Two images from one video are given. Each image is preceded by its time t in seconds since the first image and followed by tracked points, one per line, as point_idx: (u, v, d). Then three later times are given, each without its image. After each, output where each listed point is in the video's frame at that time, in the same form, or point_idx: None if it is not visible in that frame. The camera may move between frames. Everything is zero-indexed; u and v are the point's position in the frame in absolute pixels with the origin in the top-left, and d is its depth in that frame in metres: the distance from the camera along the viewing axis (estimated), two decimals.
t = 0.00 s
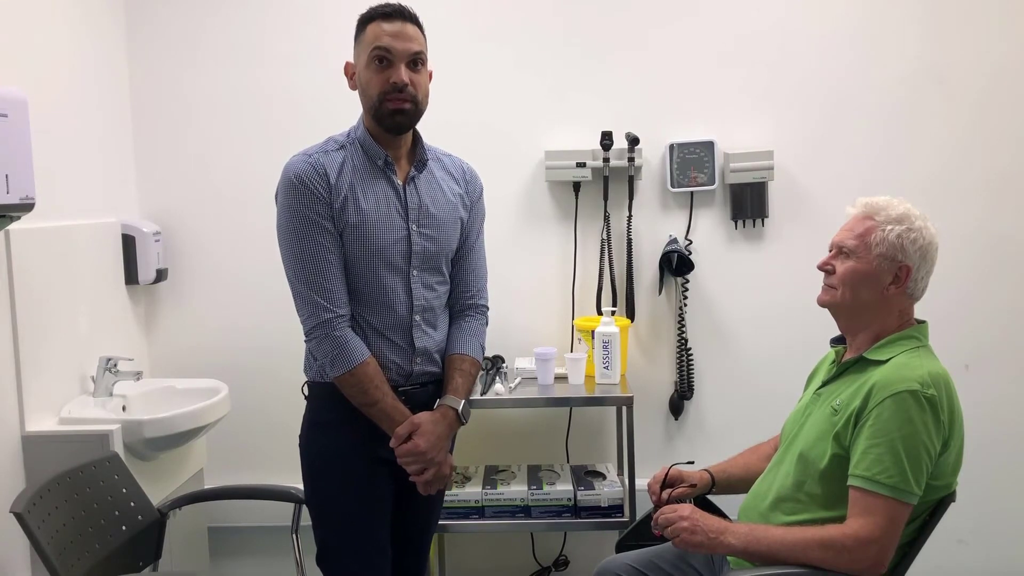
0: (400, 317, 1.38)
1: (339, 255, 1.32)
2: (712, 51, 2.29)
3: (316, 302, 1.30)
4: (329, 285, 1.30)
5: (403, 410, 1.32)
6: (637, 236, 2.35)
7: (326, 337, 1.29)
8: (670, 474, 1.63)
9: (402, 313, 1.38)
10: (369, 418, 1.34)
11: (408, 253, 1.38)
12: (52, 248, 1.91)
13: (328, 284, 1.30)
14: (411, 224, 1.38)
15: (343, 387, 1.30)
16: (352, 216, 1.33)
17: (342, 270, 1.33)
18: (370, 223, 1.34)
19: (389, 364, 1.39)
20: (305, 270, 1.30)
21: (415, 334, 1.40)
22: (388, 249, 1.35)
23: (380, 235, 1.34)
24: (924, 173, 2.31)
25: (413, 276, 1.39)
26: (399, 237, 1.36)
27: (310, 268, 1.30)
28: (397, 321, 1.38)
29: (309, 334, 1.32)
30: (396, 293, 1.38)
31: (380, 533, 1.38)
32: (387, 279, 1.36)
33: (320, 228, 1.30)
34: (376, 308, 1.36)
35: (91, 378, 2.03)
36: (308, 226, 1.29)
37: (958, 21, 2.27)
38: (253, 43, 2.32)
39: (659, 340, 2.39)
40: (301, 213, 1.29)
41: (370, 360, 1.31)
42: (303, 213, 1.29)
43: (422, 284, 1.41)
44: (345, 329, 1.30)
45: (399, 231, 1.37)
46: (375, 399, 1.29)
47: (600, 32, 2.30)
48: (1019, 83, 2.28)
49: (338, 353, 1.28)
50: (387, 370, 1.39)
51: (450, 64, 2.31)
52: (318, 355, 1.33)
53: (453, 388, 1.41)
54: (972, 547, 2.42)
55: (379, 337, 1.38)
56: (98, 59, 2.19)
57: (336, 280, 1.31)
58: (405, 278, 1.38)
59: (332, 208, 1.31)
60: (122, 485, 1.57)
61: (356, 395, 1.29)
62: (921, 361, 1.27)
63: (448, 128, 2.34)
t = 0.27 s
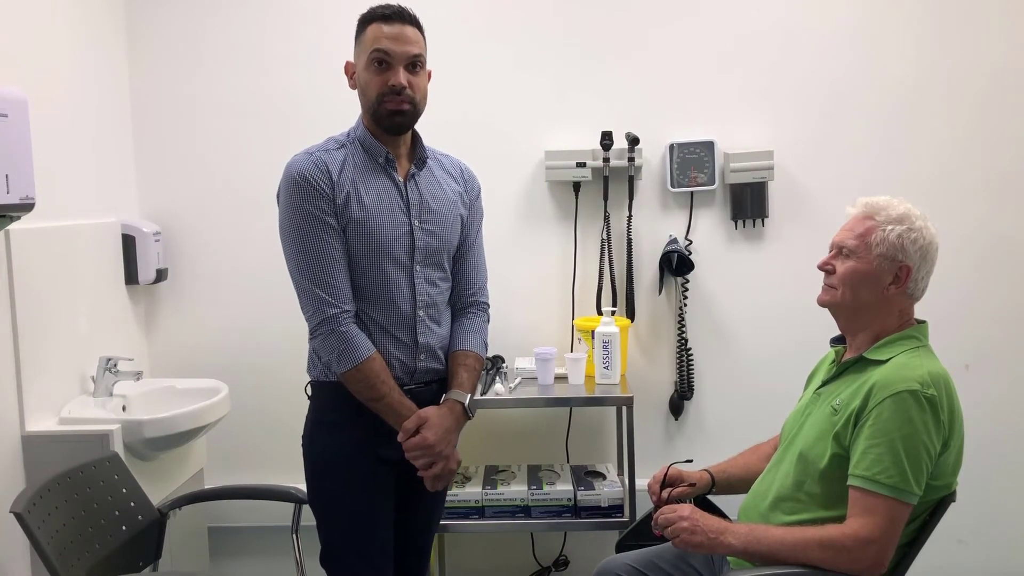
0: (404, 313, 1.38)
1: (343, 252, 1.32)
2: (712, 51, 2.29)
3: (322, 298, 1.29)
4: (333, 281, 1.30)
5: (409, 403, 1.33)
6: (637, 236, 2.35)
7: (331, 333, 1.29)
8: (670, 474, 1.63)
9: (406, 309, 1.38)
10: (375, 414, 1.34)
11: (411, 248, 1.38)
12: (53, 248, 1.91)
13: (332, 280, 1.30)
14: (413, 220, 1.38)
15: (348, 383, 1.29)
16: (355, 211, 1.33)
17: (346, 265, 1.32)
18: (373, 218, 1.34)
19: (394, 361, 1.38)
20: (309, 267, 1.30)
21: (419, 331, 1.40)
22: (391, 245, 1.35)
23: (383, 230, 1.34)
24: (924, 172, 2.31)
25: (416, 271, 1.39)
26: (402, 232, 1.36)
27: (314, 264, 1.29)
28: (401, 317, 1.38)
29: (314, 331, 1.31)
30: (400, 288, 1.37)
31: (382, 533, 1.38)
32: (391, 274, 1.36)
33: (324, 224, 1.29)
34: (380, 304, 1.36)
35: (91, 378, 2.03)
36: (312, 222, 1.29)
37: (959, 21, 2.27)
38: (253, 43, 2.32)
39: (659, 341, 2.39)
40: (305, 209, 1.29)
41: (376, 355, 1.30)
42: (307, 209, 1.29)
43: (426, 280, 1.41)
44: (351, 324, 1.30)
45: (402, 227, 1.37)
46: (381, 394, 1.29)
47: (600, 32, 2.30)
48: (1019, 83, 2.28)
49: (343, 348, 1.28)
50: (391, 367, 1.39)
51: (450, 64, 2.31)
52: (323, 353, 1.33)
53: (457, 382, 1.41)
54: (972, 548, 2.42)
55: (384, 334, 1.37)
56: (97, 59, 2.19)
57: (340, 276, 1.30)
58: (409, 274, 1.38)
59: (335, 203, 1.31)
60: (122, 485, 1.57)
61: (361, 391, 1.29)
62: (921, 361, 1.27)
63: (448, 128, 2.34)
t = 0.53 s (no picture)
0: (405, 311, 1.38)
1: (344, 250, 1.32)
2: (712, 51, 2.29)
3: (323, 296, 1.29)
4: (335, 278, 1.30)
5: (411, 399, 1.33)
6: (637, 236, 2.35)
7: (332, 332, 1.29)
8: (669, 473, 1.64)
9: (407, 307, 1.38)
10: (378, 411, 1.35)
11: (411, 246, 1.38)
12: (53, 248, 1.91)
13: (333, 278, 1.30)
14: (413, 218, 1.38)
15: (351, 380, 1.29)
16: (356, 210, 1.33)
17: (347, 264, 1.32)
18: (374, 216, 1.34)
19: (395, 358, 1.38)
20: (310, 266, 1.30)
21: (421, 328, 1.40)
22: (391, 243, 1.35)
23: (383, 229, 1.34)
24: (924, 172, 2.31)
25: (417, 269, 1.39)
26: (403, 230, 1.37)
27: (316, 262, 1.29)
28: (402, 315, 1.38)
29: (315, 330, 1.31)
30: (401, 286, 1.37)
31: (383, 532, 1.38)
32: (391, 271, 1.36)
33: (325, 223, 1.30)
34: (381, 302, 1.36)
35: (91, 378, 2.03)
36: (313, 220, 1.29)
37: (959, 20, 2.27)
38: (253, 43, 2.32)
39: (659, 340, 2.39)
40: (306, 208, 1.29)
41: (378, 352, 1.30)
42: (308, 208, 1.29)
43: (426, 277, 1.41)
44: (353, 322, 1.30)
45: (402, 225, 1.37)
46: (384, 391, 1.29)
47: (600, 32, 2.30)
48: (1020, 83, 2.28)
49: (344, 346, 1.28)
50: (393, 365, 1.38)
51: (450, 64, 2.31)
52: (325, 352, 1.33)
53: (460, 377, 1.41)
54: (972, 547, 2.42)
55: (383, 331, 1.37)
56: (97, 59, 2.19)
57: (342, 274, 1.30)
58: (409, 272, 1.38)
59: (336, 202, 1.31)
60: (122, 485, 1.57)
61: (364, 389, 1.29)
62: (921, 361, 1.27)
63: (448, 128, 2.34)
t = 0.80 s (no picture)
0: (407, 310, 1.38)
1: (345, 250, 1.32)
2: (712, 51, 2.29)
3: (324, 296, 1.29)
4: (336, 279, 1.30)
5: (412, 398, 1.32)
6: (637, 236, 2.35)
7: (334, 332, 1.29)
8: (668, 473, 1.64)
9: (408, 306, 1.38)
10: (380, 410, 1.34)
11: (412, 245, 1.38)
12: (53, 249, 1.91)
13: (335, 279, 1.30)
14: (413, 217, 1.39)
15: (353, 380, 1.29)
16: (356, 211, 1.33)
17: (348, 263, 1.32)
18: (374, 216, 1.34)
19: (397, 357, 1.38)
20: (312, 267, 1.30)
21: (422, 327, 1.40)
22: (391, 242, 1.35)
23: (383, 229, 1.34)
24: (924, 172, 2.31)
25: (417, 268, 1.39)
26: (402, 230, 1.37)
27: (317, 263, 1.29)
28: (404, 314, 1.38)
29: (317, 330, 1.31)
30: (402, 285, 1.38)
31: (385, 531, 1.38)
32: (392, 270, 1.36)
33: (326, 223, 1.30)
34: (383, 302, 1.36)
35: (91, 378, 2.03)
36: (313, 221, 1.29)
37: (959, 20, 2.27)
38: (253, 43, 2.32)
39: (659, 340, 2.39)
40: (307, 209, 1.29)
41: (379, 351, 1.30)
42: (308, 208, 1.29)
43: (427, 276, 1.41)
44: (354, 321, 1.30)
45: (402, 224, 1.37)
46: (386, 390, 1.29)
47: (600, 32, 2.30)
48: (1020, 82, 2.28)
49: (346, 346, 1.28)
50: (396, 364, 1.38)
51: (450, 64, 2.31)
52: (328, 352, 1.33)
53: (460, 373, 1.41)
54: (972, 547, 2.42)
55: (385, 330, 1.37)
56: (97, 59, 2.19)
57: (342, 274, 1.30)
58: (410, 271, 1.38)
59: (336, 203, 1.31)
60: (122, 485, 1.56)
61: (365, 389, 1.29)
62: (922, 361, 1.27)
63: (448, 128, 2.34)
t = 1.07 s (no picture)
0: (413, 310, 1.38)
1: (352, 252, 1.31)
2: (712, 51, 2.29)
3: (334, 298, 1.28)
4: (345, 281, 1.29)
5: (424, 394, 1.33)
6: (637, 237, 2.35)
7: (345, 334, 1.28)
8: (668, 473, 1.65)
9: (415, 305, 1.38)
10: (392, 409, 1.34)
11: (417, 245, 1.38)
12: (53, 249, 1.91)
13: (344, 281, 1.29)
14: (417, 217, 1.39)
15: (364, 380, 1.29)
16: (362, 212, 1.33)
17: (356, 265, 1.32)
18: (380, 217, 1.34)
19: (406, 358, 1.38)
20: (320, 269, 1.29)
21: (428, 326, 1.40)
22: (397, 243, 1.35)
23: (389, 230, 1.35)
24: (924, 172, 2.31)
25: (423, 267, 1.39)
26: (407, 230, 1.37)
27: (326, 265, 1.29)
28: (411, 314, 1.38)
29: (327, 333, 1.30)
30: (408, 285, 1.38)
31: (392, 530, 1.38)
32: (399, 271, 1.36)
33: (333, 225, 1.29)
34: (391, 302, 1.36)
35: (91, 378, 2.03)
36: (320, 223, 1.29)
37: (960, 20, 2.27)
38: (253, 43, 2.32)
39: (659, 341, 2.39)
40: (313, 211, 1.28)
41: (389, 352, 1.30)
42: (315, 211, 1.28)
43: (432, 275, 1.42)
44: (364, 323, 1.29)
45: (406, 224, 1.38)
46: (398, 389, 1.29)
47: (600, 32, 2.30)
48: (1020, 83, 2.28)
49: (357, 347, 1.27)
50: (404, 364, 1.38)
51: (449, 64, 2.31)
52: (337, 355, 1.32)
53: (466, 367, 1.43)
54: (972, 547, 2.42)
55: (393, 331, 1.37)
56: (97, 59, 2.19)
57: (351, 275, 1.30)
58: (415, 270, 1.39)
59: (343, 204, 1.31)
60: (122, 485, 1.56)
61: (377, 389, 1.29)
62: (922, 361, 1.27)
63: (447, 128, 2.34)
